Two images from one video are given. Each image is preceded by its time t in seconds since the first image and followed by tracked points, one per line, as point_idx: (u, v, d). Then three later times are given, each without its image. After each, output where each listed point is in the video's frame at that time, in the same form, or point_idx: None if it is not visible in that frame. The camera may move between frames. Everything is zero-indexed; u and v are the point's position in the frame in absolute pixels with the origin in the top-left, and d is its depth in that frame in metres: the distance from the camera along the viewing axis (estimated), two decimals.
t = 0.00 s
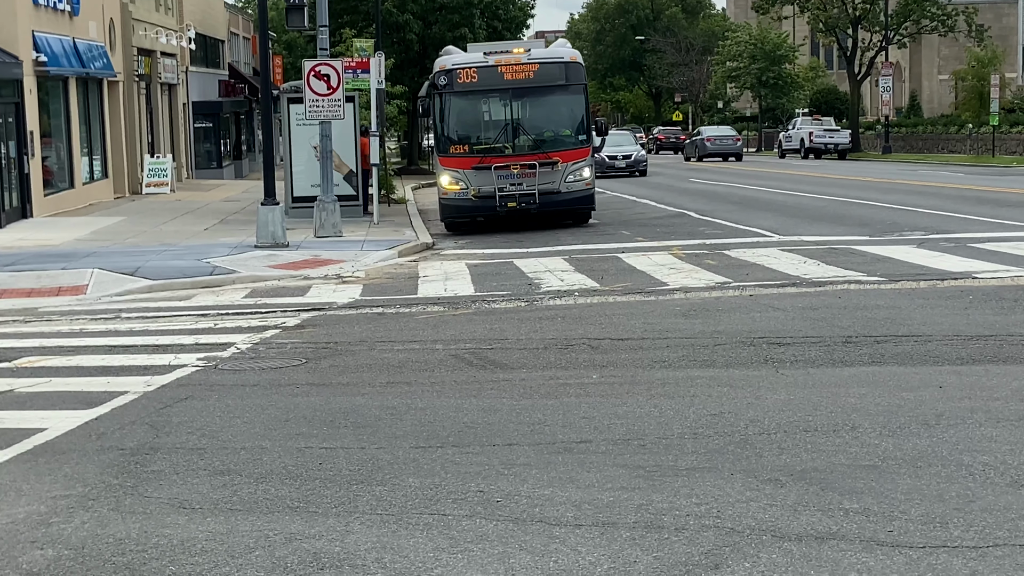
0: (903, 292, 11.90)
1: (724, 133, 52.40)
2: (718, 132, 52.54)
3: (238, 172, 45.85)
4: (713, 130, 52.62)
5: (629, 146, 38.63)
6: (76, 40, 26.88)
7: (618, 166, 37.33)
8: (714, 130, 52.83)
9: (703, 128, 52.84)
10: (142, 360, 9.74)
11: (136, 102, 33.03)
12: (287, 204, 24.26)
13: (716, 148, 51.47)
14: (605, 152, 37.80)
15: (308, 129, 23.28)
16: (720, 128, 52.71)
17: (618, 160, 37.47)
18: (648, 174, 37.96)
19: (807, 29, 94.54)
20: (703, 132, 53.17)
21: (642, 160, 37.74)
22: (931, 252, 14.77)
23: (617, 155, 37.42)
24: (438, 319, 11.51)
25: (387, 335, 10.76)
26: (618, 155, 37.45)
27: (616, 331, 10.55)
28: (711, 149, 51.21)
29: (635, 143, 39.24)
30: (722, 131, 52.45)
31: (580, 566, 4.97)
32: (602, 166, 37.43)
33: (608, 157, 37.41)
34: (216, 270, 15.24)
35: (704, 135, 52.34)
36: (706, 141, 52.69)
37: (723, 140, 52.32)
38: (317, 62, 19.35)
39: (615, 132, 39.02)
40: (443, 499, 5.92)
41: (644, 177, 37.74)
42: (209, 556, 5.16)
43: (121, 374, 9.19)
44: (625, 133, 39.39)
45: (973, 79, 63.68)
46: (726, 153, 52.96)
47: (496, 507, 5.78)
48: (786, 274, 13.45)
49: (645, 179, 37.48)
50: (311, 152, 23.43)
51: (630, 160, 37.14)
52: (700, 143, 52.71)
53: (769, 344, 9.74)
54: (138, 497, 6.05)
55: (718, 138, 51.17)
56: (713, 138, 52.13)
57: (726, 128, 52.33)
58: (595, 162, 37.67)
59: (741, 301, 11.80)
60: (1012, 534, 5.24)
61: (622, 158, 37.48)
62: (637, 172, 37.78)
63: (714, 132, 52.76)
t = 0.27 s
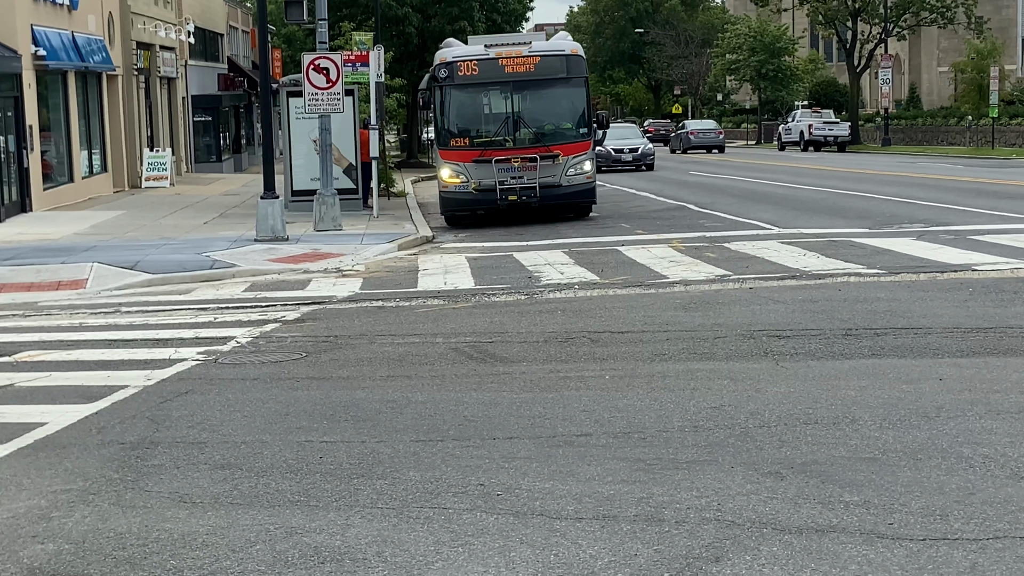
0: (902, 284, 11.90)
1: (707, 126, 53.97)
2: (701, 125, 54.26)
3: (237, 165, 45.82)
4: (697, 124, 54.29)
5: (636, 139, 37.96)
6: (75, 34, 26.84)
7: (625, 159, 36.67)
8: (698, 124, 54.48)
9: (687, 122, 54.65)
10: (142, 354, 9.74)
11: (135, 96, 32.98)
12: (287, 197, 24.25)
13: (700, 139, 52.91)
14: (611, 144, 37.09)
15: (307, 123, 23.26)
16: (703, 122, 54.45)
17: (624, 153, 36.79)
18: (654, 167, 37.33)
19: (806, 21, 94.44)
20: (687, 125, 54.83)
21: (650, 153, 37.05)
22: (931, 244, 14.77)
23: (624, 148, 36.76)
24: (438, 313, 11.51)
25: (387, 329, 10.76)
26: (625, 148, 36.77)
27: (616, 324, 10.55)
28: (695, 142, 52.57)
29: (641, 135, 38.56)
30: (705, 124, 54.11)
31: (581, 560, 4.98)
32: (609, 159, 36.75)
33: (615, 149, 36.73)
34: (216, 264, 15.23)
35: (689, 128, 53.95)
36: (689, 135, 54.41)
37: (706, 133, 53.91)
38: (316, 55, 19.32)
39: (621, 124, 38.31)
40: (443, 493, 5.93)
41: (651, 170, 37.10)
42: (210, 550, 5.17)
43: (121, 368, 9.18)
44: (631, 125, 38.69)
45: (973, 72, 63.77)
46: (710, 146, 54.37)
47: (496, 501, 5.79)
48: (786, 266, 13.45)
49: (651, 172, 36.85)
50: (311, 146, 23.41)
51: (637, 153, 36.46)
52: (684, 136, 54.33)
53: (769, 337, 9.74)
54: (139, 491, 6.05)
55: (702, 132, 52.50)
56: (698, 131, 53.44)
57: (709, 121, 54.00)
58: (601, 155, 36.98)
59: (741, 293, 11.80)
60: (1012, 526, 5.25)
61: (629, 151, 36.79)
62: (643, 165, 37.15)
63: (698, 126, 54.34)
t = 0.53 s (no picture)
0: (903, 279, 11.90)
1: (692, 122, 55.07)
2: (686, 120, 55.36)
3: (238, 161, 45.80)
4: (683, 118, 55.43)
5: (644, 134, 36.85)
6: (75, 30, 26.82)
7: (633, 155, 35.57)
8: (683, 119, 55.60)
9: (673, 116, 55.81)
10: (143, 350, 9.74)
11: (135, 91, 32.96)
12: (287, 193, 24.24)
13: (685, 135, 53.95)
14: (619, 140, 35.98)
15: (307, 118, 23.25)
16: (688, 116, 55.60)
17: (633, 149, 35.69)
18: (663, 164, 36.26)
19: (806, 16, 94.39)
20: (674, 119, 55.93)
21: (659, 149, 35.95)
22: (931, 238, 14.77)
23: (632, 144, 35.67)
24: (439, 308, 11.50)
25: (388, 324, 10.75)
26: (634, 144, 35.67)
27: (617, 319, 10.55)
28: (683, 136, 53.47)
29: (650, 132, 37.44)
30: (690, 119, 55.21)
31: (582, 554, 4.98)
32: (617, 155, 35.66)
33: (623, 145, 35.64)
34: (217, 259, 15.23)
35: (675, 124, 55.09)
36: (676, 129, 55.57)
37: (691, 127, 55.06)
38: (316, 51, 19.31)
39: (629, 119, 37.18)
40: (445, 488, 5.93)
41: (661, 166, 36.02)
42: (212, 545, 5.17)
43: (122, 364, 9.19)
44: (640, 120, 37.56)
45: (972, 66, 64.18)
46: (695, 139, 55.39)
47: (497, 495, 5.79)
48: (787, 261, 13.45)
49: (661, 168, 35.80)
50: (311, 141, 23.40)
51: (646, 148, 35.43)
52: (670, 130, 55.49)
53: (770, 332, 9.74)
54: (140, 486, 6.05)
55: (688, 128, 53.46)
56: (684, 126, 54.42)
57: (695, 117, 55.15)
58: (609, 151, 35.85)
59: (741, 288, 11.80)
60: (1013, 520, 5.25)
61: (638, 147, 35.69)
62: (652, 161, 36.04)
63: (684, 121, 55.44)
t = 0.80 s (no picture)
0: (904, 277, 11.90)
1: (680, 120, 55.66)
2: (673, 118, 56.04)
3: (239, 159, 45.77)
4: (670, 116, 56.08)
5: (655, 133, 35.61)
6: (77, 27, 26.83)
7: (644, 154, 34.38)
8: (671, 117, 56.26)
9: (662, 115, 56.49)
10: (145, 348, 9.75)
11: (136, 90, 32.95)
12: (288, 191, 24.25)
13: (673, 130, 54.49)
14: (630, 138, 34.75)
15: (308, 116, 23.25)
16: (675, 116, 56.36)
17: (644, 147, 34.48)
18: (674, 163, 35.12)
19: (807, 13, 94.34)
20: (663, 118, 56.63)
21: (671, 147, 34.72)
22: (932, 236, 14.77)
23: (642, 143, 34.48)
24: (440, 306, 11.51)
25: (389, 322, 10.76)
26: (645, 142, 34.47)
27: (618, 316, 10.55)
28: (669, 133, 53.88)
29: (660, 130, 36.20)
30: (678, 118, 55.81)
31: (585, 551, 4.98)
32: (627, 154, 34.43)
33: (633, 144, 34.42)
34: (218, 257, 15.23)
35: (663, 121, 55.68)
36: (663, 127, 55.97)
37: (678, 125, 55.65)
38: (317, 49, 19.31)
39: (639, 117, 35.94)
40: (446, 486, 5.94)
41: (672, 166, 34.88)
42: (214, 543, 5.18)
43: (123, 362, 9.19)
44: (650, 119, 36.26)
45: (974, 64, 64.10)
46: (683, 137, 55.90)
47: (499, 493, 5.80)
48: (788, 259, 13.45)
49: (672, 168, 34.67)
50: (311, 139, 23.40)
51: (657, 147, 34.24)
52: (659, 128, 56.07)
53: (771, 329, 9.74)
54: (142, 484, 6.06)
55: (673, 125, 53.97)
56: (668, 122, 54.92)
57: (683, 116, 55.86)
58: (619, 150, 34.62)
59: (742, 286, 11.80)
60: (1014, 518, 5.25)
61: (649, 145, 34.51)
62: (663, 160, 34.81)
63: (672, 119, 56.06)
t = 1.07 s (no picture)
0: (908, 276, 11.89)
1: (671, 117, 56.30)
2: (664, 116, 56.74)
3: (243, 157, 45.80)
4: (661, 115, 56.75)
5: (670, 132, 33.78)
6: (81, 27, 26.85)
7: (660, 155, 32.61)
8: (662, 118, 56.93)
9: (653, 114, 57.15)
10: (149, 347, 9.76)
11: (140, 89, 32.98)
12: (292, 189, 24.26)
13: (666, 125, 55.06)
14: (645, 138, 32.96)
15: (312, 115, 23.25)
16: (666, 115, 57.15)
17: (660, 147, 32.71)
18: (691, 164, 33.45)
19: (811, 12, 94.20)
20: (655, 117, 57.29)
21: (688, 148, 32.97)
22: (936, 235, 14.74)
23: (658, 142, 32.70)
24: (443, 305, 11.51)
25: (393, 321, 10.76)
26: (661, 142, 32.68)
27: (622, 315, 10.56)
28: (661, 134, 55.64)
29: (676, 129, 34.38)
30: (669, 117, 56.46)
31: (588, 551, 4.99)
32: (642, 154, 32.66)
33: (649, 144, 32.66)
34: (222, 256, 15.24)
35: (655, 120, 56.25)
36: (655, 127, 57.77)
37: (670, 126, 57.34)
38: (320, 48, 19.30)
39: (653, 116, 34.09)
40: (450, 484, 5.94)
41: (688, 166, 33.20)
42: (218, 542, 5.18)
43: (128, 361, 9.21)
44: (665, 117, 34.39)
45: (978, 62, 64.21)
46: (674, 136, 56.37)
47: (503, 492, 5.80)
48: (791, 258, 13.44)
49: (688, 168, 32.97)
50: (315, 138, 23.42)
51: (674, 147, 32.49)
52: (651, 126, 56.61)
53: (775, 329, 9.74)
54: (146, 483, 6.07)
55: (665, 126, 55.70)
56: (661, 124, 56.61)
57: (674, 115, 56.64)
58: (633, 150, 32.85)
59: (746, 285, 11.80)
60: (1019, 518, 5.25)
61: (665, 145, 32.73)
62: (679, 161, 33.05)
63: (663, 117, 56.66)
